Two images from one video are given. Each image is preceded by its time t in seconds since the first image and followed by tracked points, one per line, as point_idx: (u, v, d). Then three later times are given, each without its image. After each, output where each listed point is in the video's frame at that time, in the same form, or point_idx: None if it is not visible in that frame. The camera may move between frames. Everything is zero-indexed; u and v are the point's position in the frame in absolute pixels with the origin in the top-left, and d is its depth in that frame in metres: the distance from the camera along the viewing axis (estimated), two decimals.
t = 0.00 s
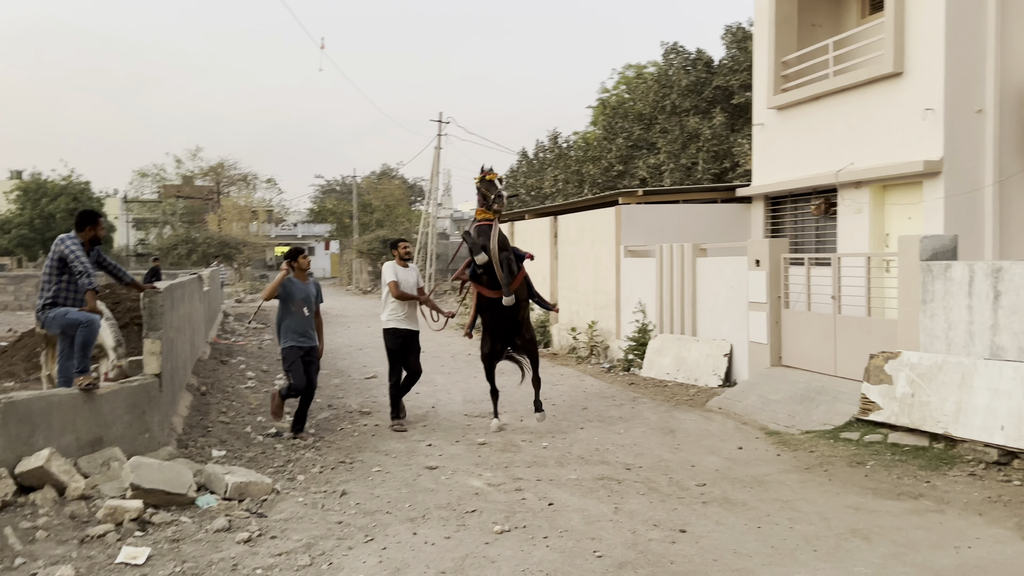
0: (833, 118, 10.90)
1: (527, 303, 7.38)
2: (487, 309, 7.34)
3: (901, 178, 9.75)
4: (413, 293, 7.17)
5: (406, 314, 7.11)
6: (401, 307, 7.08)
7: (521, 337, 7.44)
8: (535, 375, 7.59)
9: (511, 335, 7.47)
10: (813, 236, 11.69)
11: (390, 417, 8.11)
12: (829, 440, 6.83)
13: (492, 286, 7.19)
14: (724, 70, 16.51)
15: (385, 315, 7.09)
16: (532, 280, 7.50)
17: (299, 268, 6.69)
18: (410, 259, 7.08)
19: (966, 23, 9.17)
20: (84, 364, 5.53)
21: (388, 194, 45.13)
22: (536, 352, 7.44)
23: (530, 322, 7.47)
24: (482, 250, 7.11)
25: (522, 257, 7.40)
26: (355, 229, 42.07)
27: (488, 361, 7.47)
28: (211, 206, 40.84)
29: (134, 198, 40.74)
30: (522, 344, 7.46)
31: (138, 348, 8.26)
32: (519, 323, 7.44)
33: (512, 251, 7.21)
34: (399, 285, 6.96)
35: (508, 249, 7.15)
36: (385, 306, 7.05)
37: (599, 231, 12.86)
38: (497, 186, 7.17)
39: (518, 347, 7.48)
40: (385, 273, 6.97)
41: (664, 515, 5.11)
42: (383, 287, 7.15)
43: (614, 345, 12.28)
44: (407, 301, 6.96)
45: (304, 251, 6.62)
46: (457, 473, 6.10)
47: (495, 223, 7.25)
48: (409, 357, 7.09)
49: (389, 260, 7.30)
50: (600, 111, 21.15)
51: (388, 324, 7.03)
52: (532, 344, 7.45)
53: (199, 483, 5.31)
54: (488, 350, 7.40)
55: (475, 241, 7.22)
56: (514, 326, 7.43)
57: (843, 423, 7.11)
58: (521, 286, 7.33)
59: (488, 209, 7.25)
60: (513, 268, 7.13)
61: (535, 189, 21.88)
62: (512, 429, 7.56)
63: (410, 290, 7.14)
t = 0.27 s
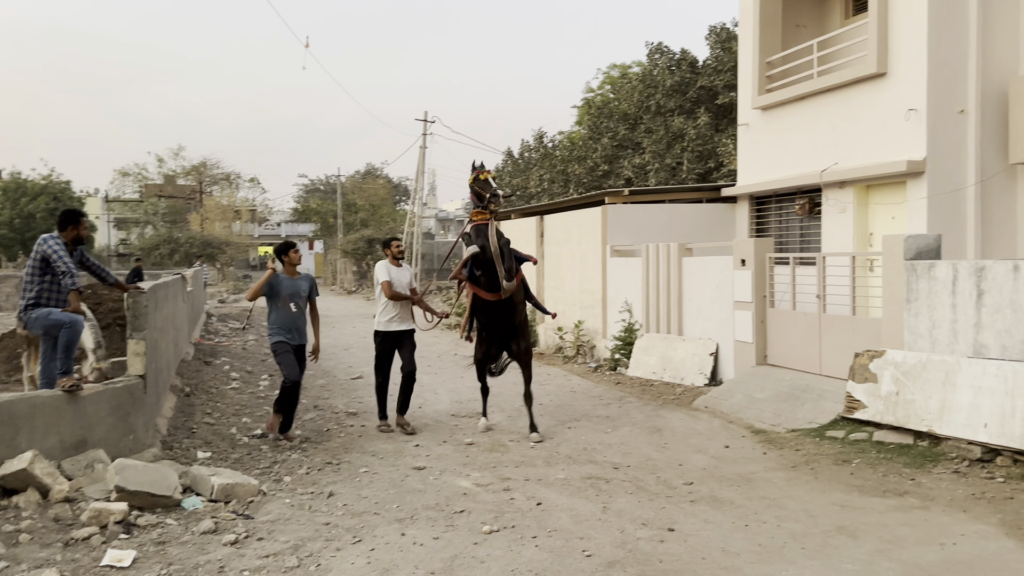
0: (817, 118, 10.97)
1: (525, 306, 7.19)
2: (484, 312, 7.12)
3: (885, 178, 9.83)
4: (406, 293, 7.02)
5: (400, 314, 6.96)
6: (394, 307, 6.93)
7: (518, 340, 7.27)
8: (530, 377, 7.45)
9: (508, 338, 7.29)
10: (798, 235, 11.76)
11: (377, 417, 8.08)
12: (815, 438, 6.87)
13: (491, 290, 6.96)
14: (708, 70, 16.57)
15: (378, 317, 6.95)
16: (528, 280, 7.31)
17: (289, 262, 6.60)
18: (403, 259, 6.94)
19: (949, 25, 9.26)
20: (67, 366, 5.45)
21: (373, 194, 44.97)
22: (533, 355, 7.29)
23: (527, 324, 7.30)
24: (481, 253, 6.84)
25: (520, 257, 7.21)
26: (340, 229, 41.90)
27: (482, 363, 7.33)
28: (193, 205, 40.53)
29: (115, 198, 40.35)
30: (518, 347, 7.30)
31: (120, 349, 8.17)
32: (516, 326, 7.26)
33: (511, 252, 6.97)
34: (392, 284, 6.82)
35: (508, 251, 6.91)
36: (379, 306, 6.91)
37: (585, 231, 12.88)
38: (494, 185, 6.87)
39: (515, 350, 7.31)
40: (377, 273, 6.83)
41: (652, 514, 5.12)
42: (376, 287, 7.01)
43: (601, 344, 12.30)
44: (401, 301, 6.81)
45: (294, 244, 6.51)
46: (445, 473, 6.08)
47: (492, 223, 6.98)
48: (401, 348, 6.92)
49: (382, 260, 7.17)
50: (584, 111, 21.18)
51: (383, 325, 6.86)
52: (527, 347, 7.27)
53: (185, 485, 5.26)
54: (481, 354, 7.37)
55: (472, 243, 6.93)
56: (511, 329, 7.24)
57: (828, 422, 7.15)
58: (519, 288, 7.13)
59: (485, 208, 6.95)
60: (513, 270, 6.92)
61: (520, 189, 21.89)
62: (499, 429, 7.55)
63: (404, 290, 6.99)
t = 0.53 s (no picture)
0: (801, 118, 11.05)
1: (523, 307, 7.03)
2: (482, 313, 6.95)
3: (868, 178, 9.92)
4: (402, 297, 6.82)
5: (395, 317, 6.75)
6: (389, 311, 6.73)
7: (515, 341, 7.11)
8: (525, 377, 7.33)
9: (504, 339, 7.14)
10: (782, 234, 11.83)
11: (364, 418, 8.04)
12: (801, 436, 6.91)
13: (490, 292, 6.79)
14: (693, 70, 16.59)
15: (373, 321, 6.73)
16: (525, 280, 7.15)
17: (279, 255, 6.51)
18: (398, 262, 6.73)
19: (931, 25, 9.34)
20: (50, 368, 5.40)
21: (357, 194, 44.79)
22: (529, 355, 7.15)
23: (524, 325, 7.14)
24: (480, 253, 6.67)
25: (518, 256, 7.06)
26: (324, 229, 41.71)
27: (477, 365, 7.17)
28: (175, 205, 40.21)
29: (96, 198, 39.92)
30: (514, 349, 7.15)
31: (103, 351, 8.08)
32: (513, 327, 7.10)
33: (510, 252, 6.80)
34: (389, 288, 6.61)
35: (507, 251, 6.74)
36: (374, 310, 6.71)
37: (571, 231, 12.90)
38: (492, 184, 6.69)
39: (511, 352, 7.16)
40: (373, 276, 6.62)
41: (641, 513, 5.13)
42: (371, 291, 6.79)
43: (588, 344, 12.32)
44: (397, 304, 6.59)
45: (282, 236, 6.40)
46: (433, 473, 6.06)
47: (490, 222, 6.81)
48: (393, 352, 6.71)
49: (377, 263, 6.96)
50: (569, 111, 21.20)
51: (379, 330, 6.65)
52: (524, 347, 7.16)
53: (171, 487, 5.21)
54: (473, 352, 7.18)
55: (471, 243, 6.76)
56: (507, 330, 7.09)
57: (814, 420, 7.20)
58: (518, 288, 6.97)
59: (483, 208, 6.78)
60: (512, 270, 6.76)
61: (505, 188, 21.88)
62: (487, 429, 7.54)
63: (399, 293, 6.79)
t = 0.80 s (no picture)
0: (789, 118, 11.10)
1: (521, 307, 6.91)
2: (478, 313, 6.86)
3: (855, 177, 9.98)
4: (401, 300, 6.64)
5: (393, 321, 6.57)
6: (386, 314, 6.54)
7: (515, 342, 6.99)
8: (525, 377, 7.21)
9: (504, 340, 7.02)
10: (770, 233, 11.88)
11: (354, 418, 8.01)
12: (790, 434, 6.95)
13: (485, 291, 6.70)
14: (680, 70, 16.62)
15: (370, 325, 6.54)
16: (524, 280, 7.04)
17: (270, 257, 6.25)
18: (397, 263, 6.58)
19: (918, 26, 9.41)
20: (37, 368, 5.46)
21: (345, 193, 44.68)
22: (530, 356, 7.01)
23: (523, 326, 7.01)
24: (475, 253, 6.61)
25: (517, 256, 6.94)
26: (311, 229, 41.54)
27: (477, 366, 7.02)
28: (162, 205, 39.94)
29: (80, 198, 39.59)
30: (515, 349, 7.02)
31: (89, 352, 8.01)
32: (513, 328, 6.98)
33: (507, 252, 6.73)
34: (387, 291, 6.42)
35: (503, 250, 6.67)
36: (370, 313, 6.52)
37: (560, 230, 12.91)
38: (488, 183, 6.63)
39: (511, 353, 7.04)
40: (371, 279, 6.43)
41: (632, 511, 5.13)
42: (368, 294, 6.61)
43: (577, 343, 12.34)
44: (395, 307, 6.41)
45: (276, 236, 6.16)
46: (424, 473, 6.05)
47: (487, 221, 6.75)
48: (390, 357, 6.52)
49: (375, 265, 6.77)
50: (557, 111, 21.23)
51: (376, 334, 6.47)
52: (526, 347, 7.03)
53: (160, 488, 5.17)
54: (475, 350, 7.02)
55: (467, 242, 6.71)
56: (507, 331, 6.97)
57: (802, 418, 7.24)
58: (516, 289, 6.85)
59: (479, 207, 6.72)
60: (508, 269, 6.66)
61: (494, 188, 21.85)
62: (477, 428, 7.54)
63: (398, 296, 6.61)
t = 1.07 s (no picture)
0: (770, 117, 11.18)
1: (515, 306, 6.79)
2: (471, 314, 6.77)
3: (836, 176, 10.07)
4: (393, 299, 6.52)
5: (385, 319, 6.46)
6: (379, 313, 6.43)
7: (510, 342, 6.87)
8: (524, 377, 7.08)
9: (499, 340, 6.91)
10: (752, 232, 11.96)
11: (338, 418, 7.98)
12: (773, 431, 7.00)
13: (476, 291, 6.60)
14: (662, 69, 16.68)
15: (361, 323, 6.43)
16: (518, 278, 6.91)
17: (260, 263, 6.01)
18: (390, 260, 6.47)
19: (898, 26, 9.50)
20: (17, 369, 5.34)
21: (327, 192, 44.44)
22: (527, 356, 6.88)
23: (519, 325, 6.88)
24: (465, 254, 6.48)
25: (511, 254, 6.78)
26: (292, 228, 41.28)
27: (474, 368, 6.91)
28: (140, 204, 39.52)
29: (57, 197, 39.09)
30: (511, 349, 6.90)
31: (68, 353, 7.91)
32: (508, 328, 6.86)
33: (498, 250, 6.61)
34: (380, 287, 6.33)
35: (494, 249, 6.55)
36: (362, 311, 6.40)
37: (544, 229, 12.92)
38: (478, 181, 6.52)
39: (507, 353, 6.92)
40: (363, 275, 6.33)
41: (618, 509, 5.15)
42: (360, 291, 6.49)
43: (561, 342, 12.35)
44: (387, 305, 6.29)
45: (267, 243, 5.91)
46: (409, 473, 6.03)
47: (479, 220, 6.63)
48: (387, 358, 6.50)
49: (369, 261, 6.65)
50: (540, 109, 21.24)
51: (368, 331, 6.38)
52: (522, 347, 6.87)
53: (142, 490, 5.12)
54: (479, 355, 6.79)
55: (456, 242, 6.62)
56: (502, 331, 6.85)
57: (785, 415, 7.29)
58: (508, 289, 6.72)
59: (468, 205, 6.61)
60: (499, 268, 6.54)
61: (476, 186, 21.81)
62: (462, 427, 7.53)
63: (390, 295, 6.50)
